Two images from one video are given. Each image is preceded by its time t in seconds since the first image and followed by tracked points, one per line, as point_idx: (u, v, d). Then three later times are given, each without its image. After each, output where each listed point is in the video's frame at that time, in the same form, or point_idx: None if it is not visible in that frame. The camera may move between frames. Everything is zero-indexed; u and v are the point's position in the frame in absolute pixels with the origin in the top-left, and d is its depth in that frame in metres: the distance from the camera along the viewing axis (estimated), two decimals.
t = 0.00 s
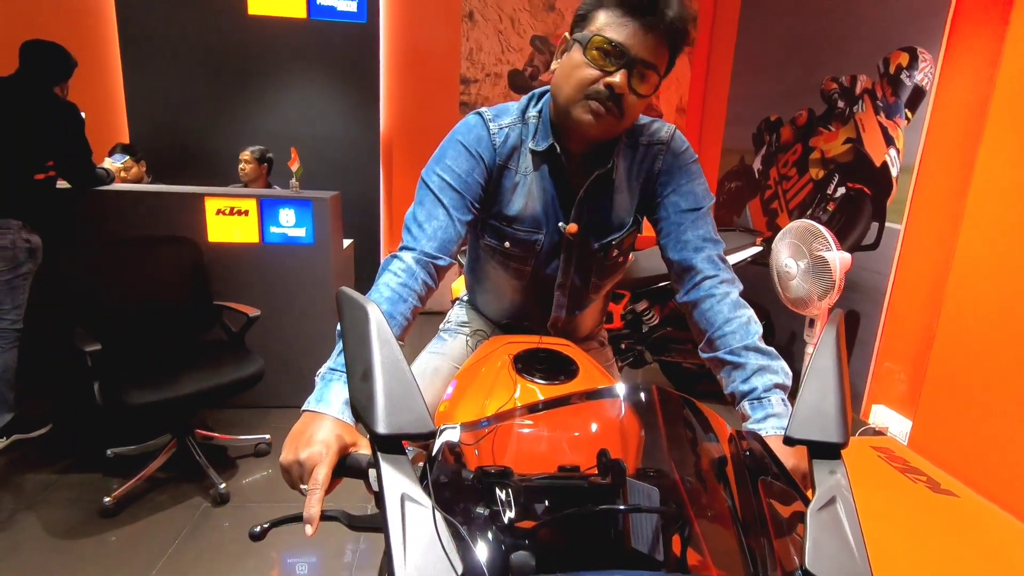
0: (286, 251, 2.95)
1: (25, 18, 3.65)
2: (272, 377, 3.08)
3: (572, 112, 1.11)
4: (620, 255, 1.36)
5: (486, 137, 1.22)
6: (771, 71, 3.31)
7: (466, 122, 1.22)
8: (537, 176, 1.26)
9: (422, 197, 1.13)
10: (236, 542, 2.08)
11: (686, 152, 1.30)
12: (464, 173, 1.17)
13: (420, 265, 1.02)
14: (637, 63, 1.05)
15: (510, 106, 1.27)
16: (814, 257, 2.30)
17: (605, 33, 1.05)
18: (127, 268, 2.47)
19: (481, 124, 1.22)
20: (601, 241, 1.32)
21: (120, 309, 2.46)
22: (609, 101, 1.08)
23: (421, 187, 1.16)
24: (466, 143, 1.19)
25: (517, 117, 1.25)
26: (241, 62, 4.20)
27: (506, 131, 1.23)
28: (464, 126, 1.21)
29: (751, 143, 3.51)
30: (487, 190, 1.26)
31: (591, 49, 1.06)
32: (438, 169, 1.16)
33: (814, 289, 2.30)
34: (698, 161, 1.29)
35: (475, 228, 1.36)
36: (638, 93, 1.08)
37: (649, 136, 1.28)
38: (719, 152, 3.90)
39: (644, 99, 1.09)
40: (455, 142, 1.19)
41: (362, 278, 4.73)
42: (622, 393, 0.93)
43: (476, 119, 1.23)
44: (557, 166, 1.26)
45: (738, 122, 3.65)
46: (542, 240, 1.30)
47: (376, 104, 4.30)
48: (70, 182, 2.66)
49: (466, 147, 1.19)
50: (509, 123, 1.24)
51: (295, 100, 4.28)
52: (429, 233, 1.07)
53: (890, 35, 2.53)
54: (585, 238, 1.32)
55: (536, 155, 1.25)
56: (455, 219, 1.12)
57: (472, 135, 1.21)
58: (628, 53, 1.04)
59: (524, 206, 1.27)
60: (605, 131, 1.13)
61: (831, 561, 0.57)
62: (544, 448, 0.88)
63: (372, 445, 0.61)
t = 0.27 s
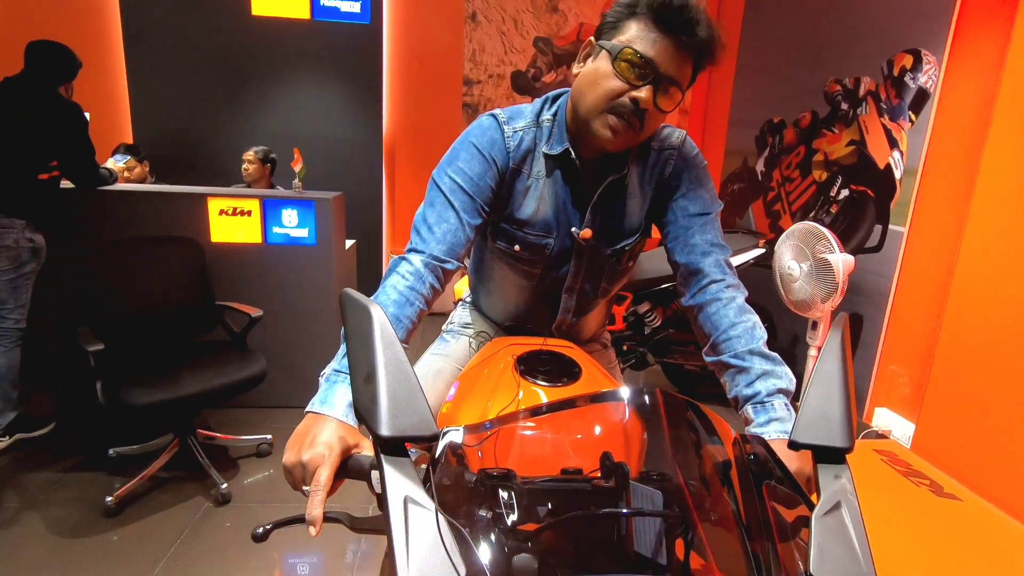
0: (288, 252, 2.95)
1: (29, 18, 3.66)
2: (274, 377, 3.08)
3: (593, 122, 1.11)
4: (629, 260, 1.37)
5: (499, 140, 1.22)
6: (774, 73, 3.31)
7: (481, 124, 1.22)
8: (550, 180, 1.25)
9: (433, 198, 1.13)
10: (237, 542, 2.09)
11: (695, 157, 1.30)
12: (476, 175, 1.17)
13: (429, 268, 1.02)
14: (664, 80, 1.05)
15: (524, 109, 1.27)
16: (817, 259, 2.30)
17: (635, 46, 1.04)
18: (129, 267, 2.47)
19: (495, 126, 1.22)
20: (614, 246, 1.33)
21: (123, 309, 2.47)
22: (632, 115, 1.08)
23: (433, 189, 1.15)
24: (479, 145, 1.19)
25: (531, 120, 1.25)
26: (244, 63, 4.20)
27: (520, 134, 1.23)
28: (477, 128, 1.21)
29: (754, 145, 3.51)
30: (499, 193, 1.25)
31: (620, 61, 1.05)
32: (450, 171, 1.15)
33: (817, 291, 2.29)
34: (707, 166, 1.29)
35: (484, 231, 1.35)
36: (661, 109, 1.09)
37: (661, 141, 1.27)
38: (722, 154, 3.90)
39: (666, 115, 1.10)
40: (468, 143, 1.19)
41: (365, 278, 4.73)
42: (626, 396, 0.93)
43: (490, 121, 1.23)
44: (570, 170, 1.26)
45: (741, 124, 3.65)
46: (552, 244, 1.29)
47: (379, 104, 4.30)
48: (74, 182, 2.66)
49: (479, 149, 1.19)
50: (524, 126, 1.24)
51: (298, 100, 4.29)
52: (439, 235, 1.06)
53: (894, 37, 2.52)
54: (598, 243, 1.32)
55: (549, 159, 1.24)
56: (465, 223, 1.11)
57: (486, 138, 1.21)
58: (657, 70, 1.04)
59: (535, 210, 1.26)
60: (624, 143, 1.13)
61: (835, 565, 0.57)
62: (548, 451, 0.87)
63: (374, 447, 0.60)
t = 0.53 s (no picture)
0: (288, 252, 2.95)
1: (29, 19, 3.66)
2: (274, 377, 3.08)
3: (597, 124, 1.11)
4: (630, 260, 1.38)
5: (504, 140, 1.21)
6: (774, 72, 3.31)
7: (485, 123, 1.21)
8: (554, 180, 1.26)
9: (436, 197, 1.12)
10: (238, 543, 2.09)
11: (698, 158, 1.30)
12: (480, 175, 1.16)
13: (431, 268, 1.01)
14: (668, 85, 1.05)
15: (529, 109, 1.27)
16: (817, 258, 2.30)
17: (641, 49, 1.04)
18: (129, 268, 2.47)
19: (500, 126, 1.22)
20: (618, 247, 1.33)
21: (123, 310, 2.47)
22: (636, 118, 1.08)
23: (436, 188, 1.15)
24: (483, 145, 1.19)
25: (536, 120, 1.24)
26: (243, 63, 4.20)
27: (524, 134, 1.22)
28: (481, 128, 1.21)
29: (754, 144, 3.51)
30: (503, 193, 1.25)
31: (625, 65, 1.05)
32: (453, 170, 1.15)
33: (817, 290, 2.29)
34: (709, 166, 1.29)
35: (486, 230, 1.35)
36: (665, 113, 1.09)
37: (665, 142, 1.27)
38: (721, 153, 3.90)
39: (669, 119, 1.10)
40: (472, 143, 1.18)
41: (365, 279, 4.73)
42: (628, 394, 0.92)
43: (495, 121, 1.22)
44: (575, 171, 1.26)
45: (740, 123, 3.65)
46: (555, 244, 1.29)
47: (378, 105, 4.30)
48: (74, 183, 2.66)
49: (483, 149, 1.18)
50: (528, 126, 1.23)
51: (298, 101, 4.29)
52: (441, 234, 1.06)
53: (893, 36, 2.52)
54: (603, 243, 1.32)
55: (554, 159, 1.25)
56: (468, 222, 1.11)
57: (490, 137, 1.20)
58: (662, 74, 1.04)
59: (539, 210, 1.26)
60: (626, 146, 1.13)
61: (837, 564, 0.57)
62: (550, 450, 0.88)
63: (375, 444, 0.61)
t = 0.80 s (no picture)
0: (285, 254, 2.95)
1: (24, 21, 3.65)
2: (272, 379, 3.08)
3: (585, 125, 1.12)
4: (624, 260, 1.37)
5: (496, 140, 1.21)
6: (769, 71, 3.32)
7: (477, 124, 1.22)
8: (547, 180, 1.26)
9: (430, 198, 1.13)
10: (237, 545, 2.08)
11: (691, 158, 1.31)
12: (473, 175, 1.17)
13: (425, 267, 1.01)
14: (654, 83, 1.05)
15: (521, 109, 1.27)
16: (813, 256, 2.31)
17: (626, 49, 1.04)
18: (126, 270, 2.47)
19: (492, 126, 1.22)
20: (612, 248, 1.33)
21: (120, 312, 2.46)
22: (623, 118, 1.09)
23: (429, 188, 1.15)
24: (476, 145, 1.19)
25: (528, 121, 1.25)
26: (239, 65, 4.20)
27: (517, 134, 1.23)
28: (474, 128, 1.21)
29: (750, 143, 3.51)
30: (496, 193, 1.25)
31: (611, 65, 1.05)
32: (447, 170, 1.15)
33: (814, 288, 2.30)
34: (703, 166, 1.30)
35: (481, 230, 1.35)
36: (653, 111, 1.09)
37: (658, 141, 1.28)
38: (718, 152, 3.91)
39: (659, 117, 1.10)
40: (465, 143, 1.19)
41: (362, 280, 4.73)
42: (625, 392, 0.90)
43: (487, 120, 1.23)
44: (568, 170, 1.26)
45: (736, 122, 3.66)
46: (550, 244, 1.30)
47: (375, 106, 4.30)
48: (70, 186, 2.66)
49: (476, 149, 1.18)
50: (521, 126, 1.24)
51: (294, 102, 4.28)
52: (435, 234, 1.06)
53: (888, 35, 2.53)
54: (597, 243, 1.32)
55: (546, 159, 1.25)
56: (462, 221, 1.11)
57: (482, 137, 1.21)
58: (647, 73, 1.04)
59: (533, 210, 1.27)
60: (616, 145, 1.14)
61: (834, 561, 0.57)
62: (548, 449, 0.89)
63: (374, 444, 0.61)
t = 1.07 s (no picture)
0: (285, 255, 2.95)
1: (24, 23, 3.65)
2: (272, 380, 3.08)
3: (569, 122, 1.13)
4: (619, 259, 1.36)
5: (485, 141, 1.22)
6: (769, 73, 3.32)
7: (466, 125, 1.22)
8: (536, 180, 1.26)
9: (422, 199, 1.14)
10: (237, 546, 2.08)
11: (684, 156, 1.30)
12: (464, 175, 1.17)
13: (421, 268, 1.02)
14: (627, 69, 1.05)
15: (509, 110, 1.27)
16: (812, 257, 2.31)
17: (593, 41, 1.05)
18: (126, 272, 2.47)
19: (480, 127, 1.22)
20: (601, 246, 1.33)
21: (119, 313, 2.46)
22: (603, 108, 1.08)
23: (421, 190, 1.16)
24: (465, 146, 1.20)
25: (515, 121, 1.25)
26: (239, 66, 4.20)
27: (504, 135, 1.23)
28: (463, 129, 1.22)
29: (749, 144, 3.52)
30: (486, 194, 1.26)
31: (582, 59, 1.06)
32: (437, 172, 1.16)
33: (813, 289, 2.31)
34: (696, 164, 1.29)
35: (474, 231, 1.36)
36: (633, 97, 1.08)
37: (648, 140, 1.27)
38: (717, 154, 3.92)
39: (640, 102, 1.09)
40: (455, 145, 1.19)
41: (362, 281, 4.73)
42: (626, 393, 0.91)
43: (475, 122, 1.23)
44: (556, 171, 1.27)
45: (736, 124, 3.67)
46: (541, 244, 1.30)
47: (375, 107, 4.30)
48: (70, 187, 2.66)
49: (466, 150, 1.19)
50: (508, 127, 1.24)
51: (294, 103, 4.29)
52: (429, 235, 1.07)
53: (886, 37, 2.54)
54: (586, 242, 1.33)
55: (535, 160, 1.25)
56: (454, 222, 1.12)
57: (471, 138, 1.21)
58: (617, 59, 1.04)
59: (523, 211, 1.27)
60: (604, 137, 1.14)
61: (833, 562, 0.58)
62: (548, 450, 0.88)
63: (376, 445, 0.61)
